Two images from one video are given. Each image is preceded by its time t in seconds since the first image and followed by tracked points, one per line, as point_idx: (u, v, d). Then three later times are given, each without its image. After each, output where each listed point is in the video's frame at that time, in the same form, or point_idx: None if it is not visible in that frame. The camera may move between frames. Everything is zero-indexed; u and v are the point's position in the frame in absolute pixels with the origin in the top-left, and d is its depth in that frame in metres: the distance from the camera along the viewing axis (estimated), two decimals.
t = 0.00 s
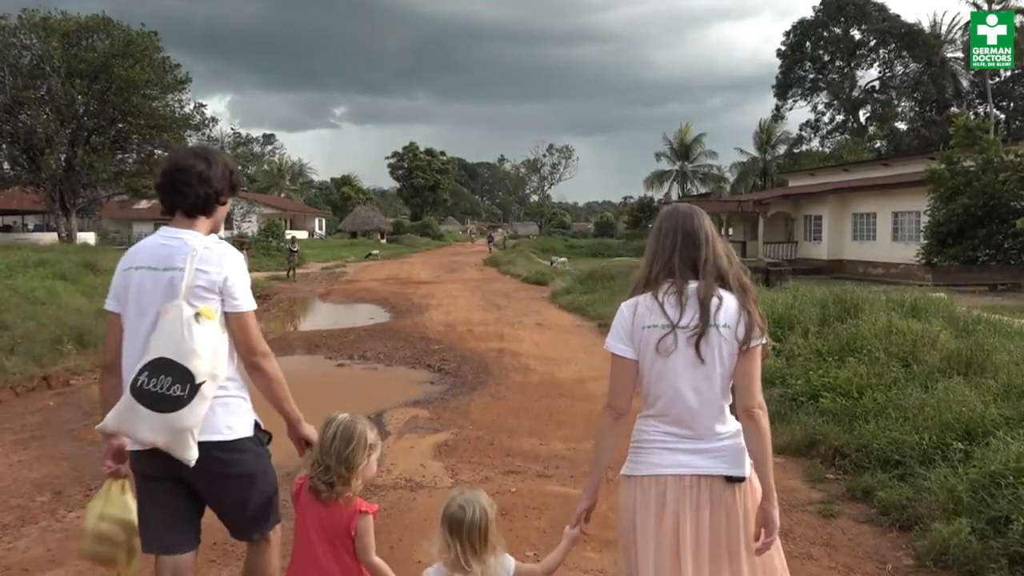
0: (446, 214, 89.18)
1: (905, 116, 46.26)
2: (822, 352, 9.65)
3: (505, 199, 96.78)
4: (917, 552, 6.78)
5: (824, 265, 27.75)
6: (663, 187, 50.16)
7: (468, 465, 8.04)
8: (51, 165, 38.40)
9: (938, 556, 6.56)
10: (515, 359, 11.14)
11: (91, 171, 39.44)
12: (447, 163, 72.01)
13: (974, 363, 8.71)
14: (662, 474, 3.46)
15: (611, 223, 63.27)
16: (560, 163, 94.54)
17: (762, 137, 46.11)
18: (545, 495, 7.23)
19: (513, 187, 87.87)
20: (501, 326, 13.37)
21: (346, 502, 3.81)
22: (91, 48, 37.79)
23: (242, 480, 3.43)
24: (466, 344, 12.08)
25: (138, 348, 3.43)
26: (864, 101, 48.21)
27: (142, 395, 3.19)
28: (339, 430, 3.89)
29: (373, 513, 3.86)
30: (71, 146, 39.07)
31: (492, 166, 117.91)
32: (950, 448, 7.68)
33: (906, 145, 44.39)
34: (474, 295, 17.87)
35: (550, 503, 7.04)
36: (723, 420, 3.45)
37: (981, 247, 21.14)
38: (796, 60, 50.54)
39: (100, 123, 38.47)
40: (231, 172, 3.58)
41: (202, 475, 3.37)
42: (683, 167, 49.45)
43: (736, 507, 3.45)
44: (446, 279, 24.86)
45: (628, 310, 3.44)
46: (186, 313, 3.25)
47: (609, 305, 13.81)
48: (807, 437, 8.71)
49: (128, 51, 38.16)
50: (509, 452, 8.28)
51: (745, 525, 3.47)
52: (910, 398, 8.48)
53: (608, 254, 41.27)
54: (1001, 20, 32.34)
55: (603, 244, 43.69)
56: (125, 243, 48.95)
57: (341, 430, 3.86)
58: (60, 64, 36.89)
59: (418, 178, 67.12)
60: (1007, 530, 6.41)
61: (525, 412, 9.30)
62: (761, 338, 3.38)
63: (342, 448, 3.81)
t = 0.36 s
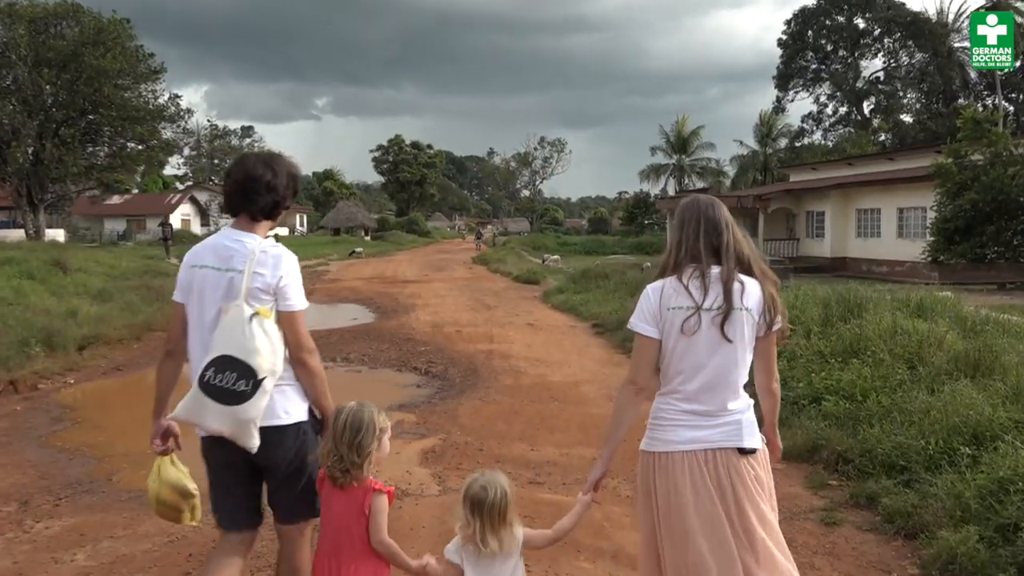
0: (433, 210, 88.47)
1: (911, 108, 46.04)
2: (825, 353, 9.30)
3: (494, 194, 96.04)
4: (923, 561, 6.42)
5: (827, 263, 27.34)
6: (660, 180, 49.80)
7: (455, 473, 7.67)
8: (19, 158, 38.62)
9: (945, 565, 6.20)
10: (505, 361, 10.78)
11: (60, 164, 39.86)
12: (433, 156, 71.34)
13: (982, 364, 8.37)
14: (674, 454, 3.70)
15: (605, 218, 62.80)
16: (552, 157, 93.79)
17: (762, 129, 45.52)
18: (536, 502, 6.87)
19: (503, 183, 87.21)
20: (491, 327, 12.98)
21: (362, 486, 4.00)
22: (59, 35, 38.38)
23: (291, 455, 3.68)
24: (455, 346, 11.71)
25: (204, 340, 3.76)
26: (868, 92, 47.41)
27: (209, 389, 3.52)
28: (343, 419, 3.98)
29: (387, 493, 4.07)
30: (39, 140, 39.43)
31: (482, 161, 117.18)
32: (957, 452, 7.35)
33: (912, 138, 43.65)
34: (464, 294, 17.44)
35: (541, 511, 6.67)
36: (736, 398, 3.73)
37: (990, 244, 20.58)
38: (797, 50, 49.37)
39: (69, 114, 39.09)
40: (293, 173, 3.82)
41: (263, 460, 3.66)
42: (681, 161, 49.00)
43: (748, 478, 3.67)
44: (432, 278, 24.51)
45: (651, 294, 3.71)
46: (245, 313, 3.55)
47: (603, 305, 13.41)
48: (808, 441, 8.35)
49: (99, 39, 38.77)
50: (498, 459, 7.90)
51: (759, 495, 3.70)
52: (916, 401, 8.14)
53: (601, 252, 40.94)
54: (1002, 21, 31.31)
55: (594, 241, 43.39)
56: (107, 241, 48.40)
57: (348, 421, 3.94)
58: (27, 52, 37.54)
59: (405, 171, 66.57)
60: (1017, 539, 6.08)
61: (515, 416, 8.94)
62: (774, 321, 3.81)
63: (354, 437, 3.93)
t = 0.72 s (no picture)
0: (422, 201, 87.79)
1: (919, 96, 45.33)
2: (830, 351, 8.96)
3: (484, 185, 95.29)
4: (931, 566, 6.07)
5: (831, 256, 26.90)
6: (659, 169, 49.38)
7: (444, 476, 7.32)
8: None
9: (953, 572, 5.85)
10: (497, 360, 10.43)
11: (30, 153, 39.20)
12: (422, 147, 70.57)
13: (994, 362, 8.02)
14: (667, 433, 3.81)
15: (601, 210, 62.36)
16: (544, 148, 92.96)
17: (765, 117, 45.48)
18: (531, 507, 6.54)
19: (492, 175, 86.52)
20: (482, 324, 12.62)
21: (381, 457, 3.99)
22: (30, 19, 38.34)
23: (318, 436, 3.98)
24: (445, 343, 11.35)
25: (244, 330, 4.06)
26: (875, 79, 46.99)
27: (264, 368, 3.82)
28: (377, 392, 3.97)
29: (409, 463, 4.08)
30: (8, 126, 39.00)
31: (473, 151, 116.52)
32: (967, 454, 7.02)
33: (921, 127, 43.35)
34: (454, 289, 17.03)
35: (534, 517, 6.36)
36: (728, 385, 3.79)
37: (1000, 237, 19.73)
38: (802, 35, 48.99)
39: (39, 100, 38.51)
40: (320, 180, 4.24)
41: (297, 440, 3.95)
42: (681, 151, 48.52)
43: (738, 463, 3.75)
44: (421, 272, 24.09)
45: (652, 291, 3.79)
46: (292, 297, 3.90)
47: (599, 301, 13.05)
48: (813, 442, 8.01)
49: (70, 23, 38.57)
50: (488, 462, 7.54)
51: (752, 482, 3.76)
52: (924, 400, 7.80)
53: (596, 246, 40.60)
54: (1000, 21, 30.74)
55: (587, 234, 43.02)
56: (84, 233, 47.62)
57: (370, 396, 3.94)
58: None
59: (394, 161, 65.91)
60: None
61: (508, 417, 8.59)
62: (774, 315, 3.87)
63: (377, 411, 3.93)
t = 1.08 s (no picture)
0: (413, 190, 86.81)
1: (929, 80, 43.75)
2: (836, 346, 8.58)
3: (478, 174, 94.12)
4: (940, 569, 5.75)
5: (838, 247, 26.40)
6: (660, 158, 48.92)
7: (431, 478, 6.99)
8: None
9: None
10: (489, 356, 10.07)
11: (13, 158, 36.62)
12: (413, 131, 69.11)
13: (1006, 358, 7.70)
14: (661, 405, 4.04)
15: (599, 200, 61.91)
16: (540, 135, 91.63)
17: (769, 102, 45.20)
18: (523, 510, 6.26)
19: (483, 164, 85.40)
20: (474, 317, 12.25)
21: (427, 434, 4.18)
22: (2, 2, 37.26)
23: (335, 407, 4.16)
24: (434, 339, 10.99)
25: (265, 304, 4.21)
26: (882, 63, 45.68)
27: (295, 334, 4.01)
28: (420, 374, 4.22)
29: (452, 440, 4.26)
30: None
31: (466, 138, 115.07)
32: (978, 453, 6.68)
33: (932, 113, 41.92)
34: (445, 281, 16.61)
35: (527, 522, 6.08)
36: (720, 360, 3.99)
37: (1013, 228, 18.96)
38: (807, 17, 48.20)
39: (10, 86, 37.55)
40: (324, 165, 4.44)
41: (313, 409, 4.15)
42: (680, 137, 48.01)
43: (729, 439, 4.00)
44: (414, 264, 23.60)
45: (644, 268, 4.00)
46: (314, 270, 4.10)
47: (596, 294, 12.67)
48: (818, 441, 7.64)
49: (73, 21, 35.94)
50: (478, 462, 7.19)
51: (749, 453, 4.07)
52: (935, 397, 7.46)
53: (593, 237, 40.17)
54: (1000, 23, 30.29)
55: (583, 223, 42.63)
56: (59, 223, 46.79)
57: (417, 382, 4.12)
58: None
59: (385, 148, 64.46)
60: None
61: (500, 415, 8.24)
62: (754, 290, 3.92)
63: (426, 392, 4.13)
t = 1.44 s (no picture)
0: (400, 178, 85.70)
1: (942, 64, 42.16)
2: (844, 344, 8.18)
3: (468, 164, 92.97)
4: None
5: (847, 240, 25.70)
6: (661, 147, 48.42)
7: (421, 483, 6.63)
8: None
9: None
10: (481, 355, 9.69)
11: None
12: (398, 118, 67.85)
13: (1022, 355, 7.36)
14: (671, 401, 4.07)
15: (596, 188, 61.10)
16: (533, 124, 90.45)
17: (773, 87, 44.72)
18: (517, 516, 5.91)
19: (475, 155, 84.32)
20: (464, 315, 11.88)
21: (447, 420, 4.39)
22: None
23: (348, 397, 4.42)
24: (423, 336, 10.61)
25: (274, 296, 4.37)
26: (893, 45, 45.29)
27: (296, 332, 4.20)
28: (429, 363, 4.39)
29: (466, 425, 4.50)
30: None
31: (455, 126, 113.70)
32: (994, 455, 6.31)
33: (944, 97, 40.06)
34: (434, 277, 16.20)
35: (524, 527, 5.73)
36: (724, 355, 4.09)
37: None
38: None
39: None
40: (343, 160, 4.54)
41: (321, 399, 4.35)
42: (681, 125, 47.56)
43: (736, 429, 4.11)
44: (403, 257, 23.10)
45: (653, 268, 4.01)
46: (323, 269, 4.27)
47: (592, 289, 12.29)
48: (825, 443, 7.23)
49: None
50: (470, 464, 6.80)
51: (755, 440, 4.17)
52: (948, 397, 7.09)
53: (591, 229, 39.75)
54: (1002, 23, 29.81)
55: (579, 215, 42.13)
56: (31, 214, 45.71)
57: (434, 369, 4.31)
58: None
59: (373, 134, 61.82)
60: None
61: (492, 416, 7.87)
62: (758, 290, 4.03)
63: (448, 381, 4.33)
